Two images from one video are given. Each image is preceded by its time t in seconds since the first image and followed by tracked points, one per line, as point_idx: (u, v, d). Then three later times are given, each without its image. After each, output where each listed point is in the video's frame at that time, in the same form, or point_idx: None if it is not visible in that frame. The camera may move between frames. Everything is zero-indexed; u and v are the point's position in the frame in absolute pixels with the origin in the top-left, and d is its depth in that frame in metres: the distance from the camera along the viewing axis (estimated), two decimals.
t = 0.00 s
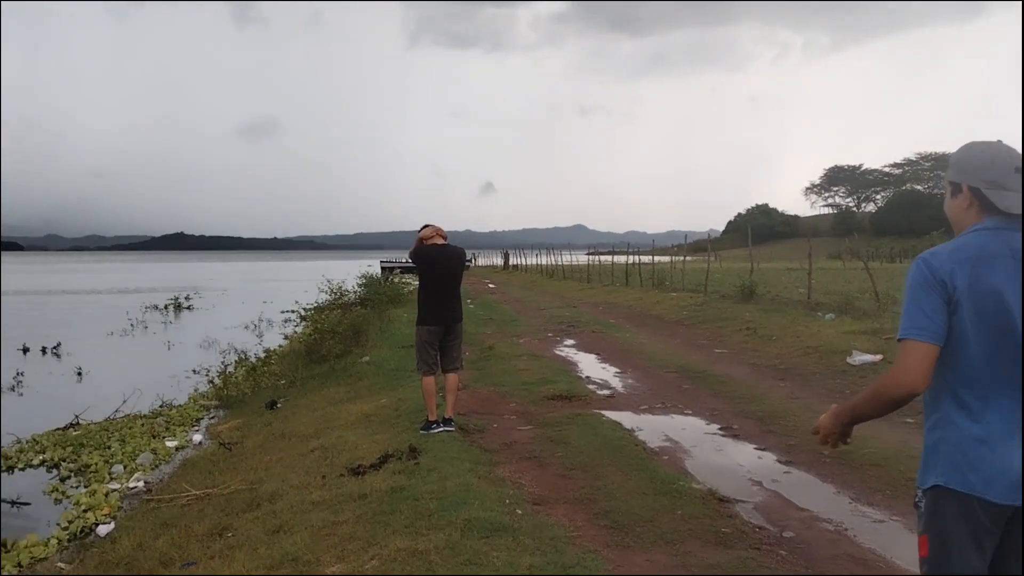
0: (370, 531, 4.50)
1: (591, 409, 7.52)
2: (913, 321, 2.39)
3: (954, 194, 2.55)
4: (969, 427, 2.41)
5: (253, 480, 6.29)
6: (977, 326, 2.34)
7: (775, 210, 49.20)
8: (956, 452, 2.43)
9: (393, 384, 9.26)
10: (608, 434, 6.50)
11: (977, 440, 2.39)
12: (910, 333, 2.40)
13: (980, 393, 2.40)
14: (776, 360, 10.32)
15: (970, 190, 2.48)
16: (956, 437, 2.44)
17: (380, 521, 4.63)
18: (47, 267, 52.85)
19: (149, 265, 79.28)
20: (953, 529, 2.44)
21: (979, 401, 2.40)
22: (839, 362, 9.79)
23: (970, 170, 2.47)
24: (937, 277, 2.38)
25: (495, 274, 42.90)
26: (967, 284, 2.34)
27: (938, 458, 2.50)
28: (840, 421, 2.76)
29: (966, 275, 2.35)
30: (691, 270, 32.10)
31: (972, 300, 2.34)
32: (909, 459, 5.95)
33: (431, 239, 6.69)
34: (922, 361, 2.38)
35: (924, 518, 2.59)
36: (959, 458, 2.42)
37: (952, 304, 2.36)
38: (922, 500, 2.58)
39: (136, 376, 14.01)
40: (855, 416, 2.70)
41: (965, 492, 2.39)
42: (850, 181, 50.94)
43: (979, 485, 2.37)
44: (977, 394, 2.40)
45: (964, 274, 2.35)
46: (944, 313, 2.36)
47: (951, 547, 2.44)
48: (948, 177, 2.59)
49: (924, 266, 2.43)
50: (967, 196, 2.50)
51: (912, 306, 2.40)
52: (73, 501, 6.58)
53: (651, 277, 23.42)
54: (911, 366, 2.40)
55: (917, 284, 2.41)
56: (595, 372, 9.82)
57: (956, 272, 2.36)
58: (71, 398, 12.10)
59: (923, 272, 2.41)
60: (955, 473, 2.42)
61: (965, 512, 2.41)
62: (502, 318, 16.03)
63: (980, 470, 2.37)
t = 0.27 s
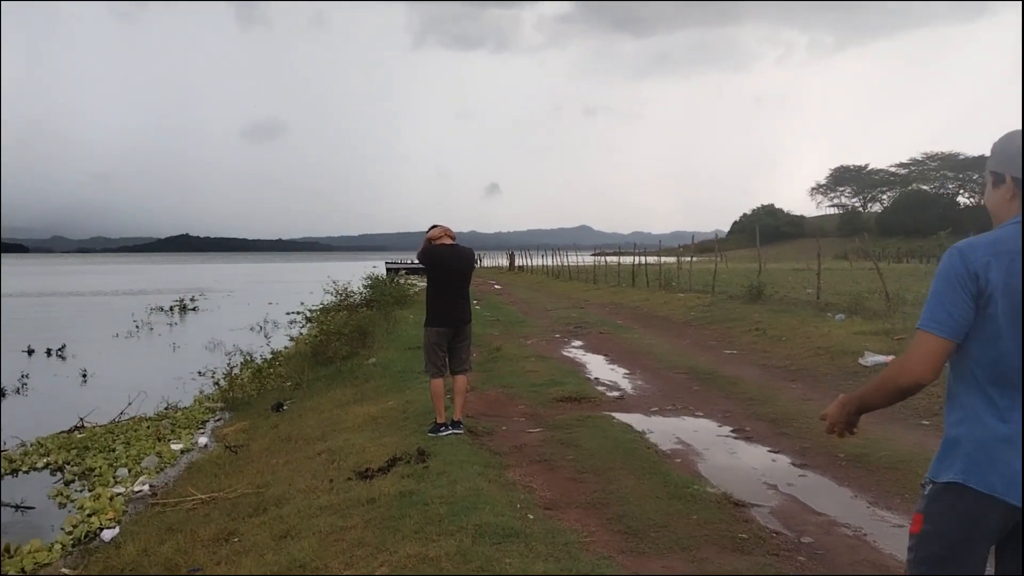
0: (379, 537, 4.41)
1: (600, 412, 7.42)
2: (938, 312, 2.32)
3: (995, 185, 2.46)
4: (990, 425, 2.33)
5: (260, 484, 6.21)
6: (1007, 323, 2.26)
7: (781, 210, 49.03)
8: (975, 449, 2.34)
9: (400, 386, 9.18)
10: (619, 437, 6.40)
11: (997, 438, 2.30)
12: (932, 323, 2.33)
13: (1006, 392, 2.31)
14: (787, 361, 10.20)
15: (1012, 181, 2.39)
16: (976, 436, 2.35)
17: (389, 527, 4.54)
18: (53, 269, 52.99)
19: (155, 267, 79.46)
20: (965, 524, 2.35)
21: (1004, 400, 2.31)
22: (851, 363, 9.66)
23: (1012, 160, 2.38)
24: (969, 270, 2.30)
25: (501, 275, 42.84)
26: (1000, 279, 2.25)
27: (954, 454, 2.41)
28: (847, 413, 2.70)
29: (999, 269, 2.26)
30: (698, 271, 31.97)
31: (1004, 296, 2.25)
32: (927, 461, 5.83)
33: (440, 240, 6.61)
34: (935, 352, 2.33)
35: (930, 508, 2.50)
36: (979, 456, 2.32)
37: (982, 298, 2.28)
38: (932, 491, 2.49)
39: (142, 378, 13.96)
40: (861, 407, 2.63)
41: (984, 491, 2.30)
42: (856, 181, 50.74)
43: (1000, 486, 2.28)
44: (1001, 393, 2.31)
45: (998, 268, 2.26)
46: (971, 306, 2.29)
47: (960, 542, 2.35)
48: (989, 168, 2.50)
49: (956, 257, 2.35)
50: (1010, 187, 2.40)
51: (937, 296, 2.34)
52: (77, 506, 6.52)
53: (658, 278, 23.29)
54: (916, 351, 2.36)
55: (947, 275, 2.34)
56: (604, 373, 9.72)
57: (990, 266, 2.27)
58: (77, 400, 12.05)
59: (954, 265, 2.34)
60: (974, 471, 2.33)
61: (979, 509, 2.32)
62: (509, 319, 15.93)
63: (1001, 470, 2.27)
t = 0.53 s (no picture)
0: (385, 544, 4.34)
1: (606, 414, 7.35)
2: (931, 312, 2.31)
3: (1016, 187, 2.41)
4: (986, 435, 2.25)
5: (263, 488, 6.14)
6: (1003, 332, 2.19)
7: (780, 210, 49.07)
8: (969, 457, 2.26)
9: (403, 388, 9.10)
10: (626, 439, 6.32)
11: (992, 448, 2.22)
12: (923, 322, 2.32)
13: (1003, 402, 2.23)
14: (792, 361, 10.12)
15: None
16: (974, 445, 2.27)
17: (394, 533, 4.48)
18: (53, 271, 52.90)
19: (155, 269, 79.37)
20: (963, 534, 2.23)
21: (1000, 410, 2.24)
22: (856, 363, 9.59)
23: None
24: (971, 275, 2.26)
25: (502, 275, 42.94)
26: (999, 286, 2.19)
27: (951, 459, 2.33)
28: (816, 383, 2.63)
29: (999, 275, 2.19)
30: (699, 270, 31.95)
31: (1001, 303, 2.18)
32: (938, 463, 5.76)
33: (444, 241, 6.53)
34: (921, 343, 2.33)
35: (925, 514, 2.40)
36: (975, 465, 2.23)
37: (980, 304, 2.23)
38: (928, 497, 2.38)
39: (142, 380, 13.89)
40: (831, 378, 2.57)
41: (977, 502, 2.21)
42: (856, 180, 50.77)
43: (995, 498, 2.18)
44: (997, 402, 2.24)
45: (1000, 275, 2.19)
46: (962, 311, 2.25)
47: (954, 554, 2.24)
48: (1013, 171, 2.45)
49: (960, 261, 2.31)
50: None
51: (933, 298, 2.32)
52: (77, 511, 6.45)
53: (659, 278, 23.24)
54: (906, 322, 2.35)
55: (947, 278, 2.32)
56: (608, 374, 9.65)
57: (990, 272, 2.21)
58: (78, 402, 11.99)
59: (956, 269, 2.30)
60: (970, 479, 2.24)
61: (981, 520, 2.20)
62: (511, 319, 15.87)
63: (993, 481, 2.19)
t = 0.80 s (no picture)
0: (376, 544, 4.28)
1: (597, 410, 7.31)
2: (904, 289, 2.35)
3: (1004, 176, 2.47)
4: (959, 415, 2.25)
5: (250, 488, 6.05)
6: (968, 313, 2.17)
7: (766, 206, 49.31)
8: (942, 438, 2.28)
9: (392, 385, 9.02)
10: (617, 435, 6.28)
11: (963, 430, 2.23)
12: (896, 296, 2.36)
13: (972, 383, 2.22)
14: (781, 356, 10.14)
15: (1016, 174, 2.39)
16: (949, 427, 2.28)
17: (385, 533, 4.41)
18: (34, 269, 52.14)
19: (138, 266, 78.48)
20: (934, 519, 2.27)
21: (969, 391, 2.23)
22: (845, 357, 9.63)
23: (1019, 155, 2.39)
24: (942, 252, 2.26)
25: (489, 271, 42.85)
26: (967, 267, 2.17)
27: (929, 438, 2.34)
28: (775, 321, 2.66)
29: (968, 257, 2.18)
30: (686, 266, 32.04)
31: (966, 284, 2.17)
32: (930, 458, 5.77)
33: (432, 236, 6.46)
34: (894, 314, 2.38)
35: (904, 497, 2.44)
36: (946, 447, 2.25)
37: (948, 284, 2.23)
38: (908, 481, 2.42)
39: (126, 379, 13.69)
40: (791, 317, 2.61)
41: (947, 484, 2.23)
42: (841, 176, 51.14)
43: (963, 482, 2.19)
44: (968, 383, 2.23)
45: (967, 257, 2.17)
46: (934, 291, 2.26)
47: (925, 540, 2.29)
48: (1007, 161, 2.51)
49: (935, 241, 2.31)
50: None
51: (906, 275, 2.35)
52: (60, 512, 6.32)
53: (647, 274, 23.23)
54: (881, 271, 2.44)
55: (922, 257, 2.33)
56: (598, 370, 9.62)
57: (959, 253, 2.20)
58: (59, 401, 11.79)
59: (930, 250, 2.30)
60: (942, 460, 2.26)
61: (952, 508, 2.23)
62: (499, 316, 15.80)
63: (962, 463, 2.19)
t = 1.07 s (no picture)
0: (360, 543, 4.20)
1: (583, 403, 7.26)
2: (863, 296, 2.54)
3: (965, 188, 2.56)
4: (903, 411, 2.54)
5: (231, 486, 5.92)
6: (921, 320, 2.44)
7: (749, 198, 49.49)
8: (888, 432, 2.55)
9: (376, 380, 8.91)
10: (604, 430, 6.23)
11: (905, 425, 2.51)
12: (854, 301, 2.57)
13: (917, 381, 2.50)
14: (766, 348, 10.15)
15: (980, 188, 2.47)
16: (891, 418, 2.58)
17: (369, 532, 4.33)
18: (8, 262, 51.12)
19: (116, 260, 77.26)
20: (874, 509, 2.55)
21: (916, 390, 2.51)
22: (830, 349, 9.65)
23: (981, 169, 2.48)
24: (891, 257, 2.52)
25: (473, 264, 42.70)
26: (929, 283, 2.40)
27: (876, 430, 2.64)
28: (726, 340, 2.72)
29: (926, 273, 2.40)
30: (671, 258, 32.06)
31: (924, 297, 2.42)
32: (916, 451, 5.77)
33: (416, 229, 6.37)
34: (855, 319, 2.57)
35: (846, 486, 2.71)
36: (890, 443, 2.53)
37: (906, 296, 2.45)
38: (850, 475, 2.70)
39: (104, 374, 13.43)
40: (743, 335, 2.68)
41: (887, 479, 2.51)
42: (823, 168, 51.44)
43: (904, 471, 2.47)
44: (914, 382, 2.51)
45: (926, 276, 2.40)
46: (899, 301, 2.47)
47: (863, 526, 2.56)
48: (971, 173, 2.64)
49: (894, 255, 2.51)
50: (978, 201, 2.50)
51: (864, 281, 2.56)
52: (35, 512, 6.16)
53: (632, 266, 23.17)
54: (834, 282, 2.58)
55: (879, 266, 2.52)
56: (583, 363, 9.57)
57: (918, 268, 2.42)
58: (35, 398, 11.53)
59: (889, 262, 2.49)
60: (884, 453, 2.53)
61: (888, 501, 2.51)
62: (484, 309, 15.69)
63: (900, 453, 2.48)
